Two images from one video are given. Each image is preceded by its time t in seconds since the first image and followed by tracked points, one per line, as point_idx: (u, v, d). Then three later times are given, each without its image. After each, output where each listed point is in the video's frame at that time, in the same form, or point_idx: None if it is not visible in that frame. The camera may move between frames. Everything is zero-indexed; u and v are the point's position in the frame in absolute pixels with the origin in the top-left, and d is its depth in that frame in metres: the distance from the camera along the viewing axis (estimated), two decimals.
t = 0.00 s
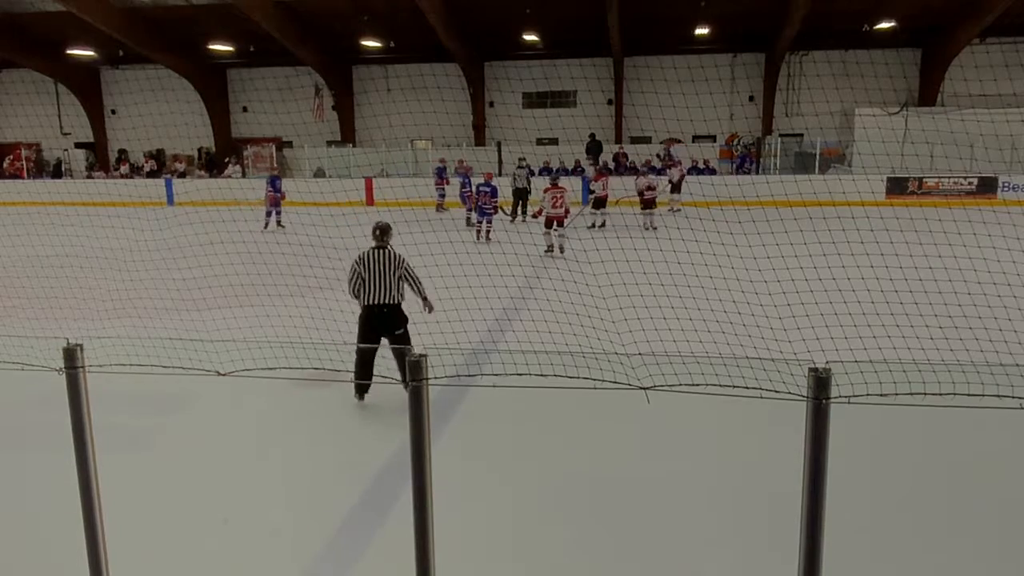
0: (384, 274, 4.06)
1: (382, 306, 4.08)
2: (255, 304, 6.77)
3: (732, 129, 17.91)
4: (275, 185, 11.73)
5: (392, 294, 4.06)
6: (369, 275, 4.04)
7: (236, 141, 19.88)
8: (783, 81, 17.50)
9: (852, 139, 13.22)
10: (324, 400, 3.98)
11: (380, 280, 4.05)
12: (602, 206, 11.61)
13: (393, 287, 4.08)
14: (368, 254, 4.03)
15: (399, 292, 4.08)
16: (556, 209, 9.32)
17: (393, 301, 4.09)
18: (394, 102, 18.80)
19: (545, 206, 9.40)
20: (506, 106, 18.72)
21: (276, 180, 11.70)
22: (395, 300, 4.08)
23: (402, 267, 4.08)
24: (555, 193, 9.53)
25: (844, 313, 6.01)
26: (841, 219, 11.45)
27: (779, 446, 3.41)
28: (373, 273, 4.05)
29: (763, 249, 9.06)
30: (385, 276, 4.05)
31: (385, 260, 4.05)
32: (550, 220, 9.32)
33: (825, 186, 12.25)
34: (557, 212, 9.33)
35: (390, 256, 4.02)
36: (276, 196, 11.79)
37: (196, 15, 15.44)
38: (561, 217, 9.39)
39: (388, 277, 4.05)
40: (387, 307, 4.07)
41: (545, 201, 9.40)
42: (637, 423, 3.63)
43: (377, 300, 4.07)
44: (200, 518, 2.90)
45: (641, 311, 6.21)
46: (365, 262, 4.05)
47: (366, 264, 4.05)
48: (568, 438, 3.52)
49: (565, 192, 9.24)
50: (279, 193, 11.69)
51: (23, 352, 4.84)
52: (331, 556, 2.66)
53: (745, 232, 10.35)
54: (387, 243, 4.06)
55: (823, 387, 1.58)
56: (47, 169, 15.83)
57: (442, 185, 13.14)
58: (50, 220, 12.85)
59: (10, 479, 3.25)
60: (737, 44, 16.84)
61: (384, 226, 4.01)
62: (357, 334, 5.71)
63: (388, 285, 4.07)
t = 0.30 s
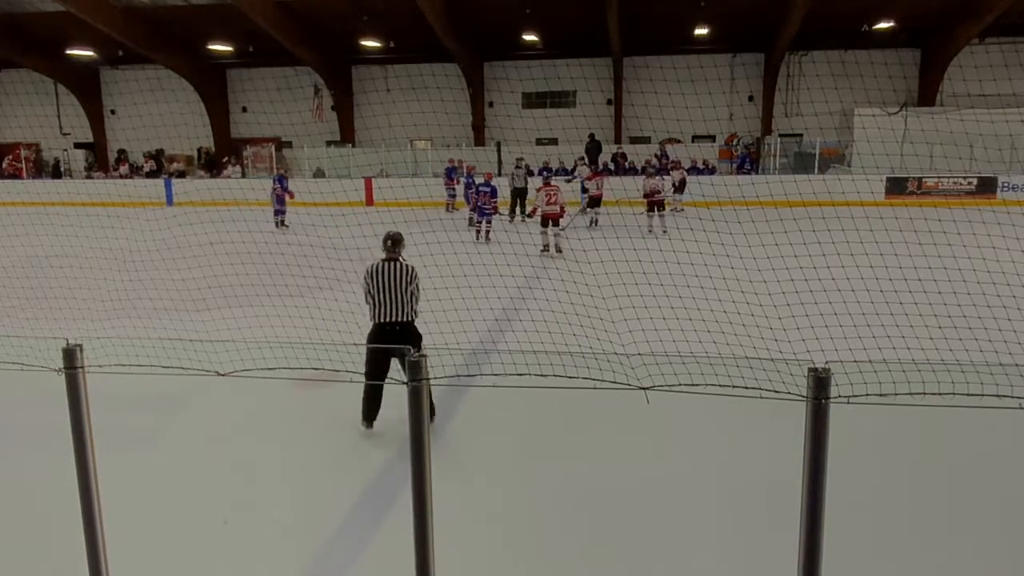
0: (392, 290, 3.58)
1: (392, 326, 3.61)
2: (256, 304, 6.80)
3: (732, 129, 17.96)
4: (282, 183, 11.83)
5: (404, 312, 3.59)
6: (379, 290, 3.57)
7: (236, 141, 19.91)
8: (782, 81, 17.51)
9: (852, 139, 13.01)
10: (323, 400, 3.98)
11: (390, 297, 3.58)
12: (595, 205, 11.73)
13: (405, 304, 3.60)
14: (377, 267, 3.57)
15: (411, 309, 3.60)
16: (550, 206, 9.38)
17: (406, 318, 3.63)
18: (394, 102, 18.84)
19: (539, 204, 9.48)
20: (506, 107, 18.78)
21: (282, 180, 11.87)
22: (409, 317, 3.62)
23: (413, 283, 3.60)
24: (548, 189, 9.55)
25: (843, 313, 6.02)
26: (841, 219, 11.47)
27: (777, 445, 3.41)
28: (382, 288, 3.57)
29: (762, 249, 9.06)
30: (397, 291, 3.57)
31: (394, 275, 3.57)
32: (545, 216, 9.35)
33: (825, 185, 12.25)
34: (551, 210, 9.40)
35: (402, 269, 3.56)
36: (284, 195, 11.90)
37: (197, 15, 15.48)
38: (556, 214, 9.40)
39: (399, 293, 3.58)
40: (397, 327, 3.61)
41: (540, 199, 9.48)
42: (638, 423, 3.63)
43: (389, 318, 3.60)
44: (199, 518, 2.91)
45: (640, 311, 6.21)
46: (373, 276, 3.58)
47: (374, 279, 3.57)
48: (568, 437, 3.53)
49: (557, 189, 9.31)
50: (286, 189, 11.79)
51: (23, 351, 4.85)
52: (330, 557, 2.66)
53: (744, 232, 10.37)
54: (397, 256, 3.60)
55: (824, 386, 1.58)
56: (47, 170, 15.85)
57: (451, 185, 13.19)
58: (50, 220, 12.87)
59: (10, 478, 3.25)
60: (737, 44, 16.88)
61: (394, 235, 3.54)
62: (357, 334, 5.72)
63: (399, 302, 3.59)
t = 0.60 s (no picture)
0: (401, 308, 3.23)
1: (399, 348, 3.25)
2: (255, 303, 6.80)
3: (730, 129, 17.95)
4: (286, 182, 11.88)
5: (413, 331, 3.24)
6: (386, 307, 3.23)
7: (235, 141, 19.88)
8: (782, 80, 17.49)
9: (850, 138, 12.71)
10: (321, 400, 3.97)
11: (399, 314, 3.22)
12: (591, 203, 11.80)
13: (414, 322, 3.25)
14: (385, 281, 3.23)
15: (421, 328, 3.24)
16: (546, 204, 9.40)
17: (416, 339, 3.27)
18: (393, 102, 18.81)
19: (534, 202, 9.54)
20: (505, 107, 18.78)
21: (287, 180, 11.90)
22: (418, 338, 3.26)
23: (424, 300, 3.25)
24: (540, 187, 9.61)
25: (844, 313, 6.01)
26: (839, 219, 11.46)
27: (778, 445, 3.41)
28: (389, 305, 3.22)
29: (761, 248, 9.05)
30: (405, 309, 3.22)
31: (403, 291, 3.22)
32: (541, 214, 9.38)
33: (824, 185, 12.23)
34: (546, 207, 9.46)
35: (410, 285, 3.21)
36: (288, 194, 11.94)
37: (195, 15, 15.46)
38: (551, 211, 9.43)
39: (408, 311, 3.22)
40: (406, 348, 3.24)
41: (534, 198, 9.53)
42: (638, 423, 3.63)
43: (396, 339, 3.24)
44: (197, 518, 2.91)
45: (639, 311, 6.20)
46: (380, 292, 3.24)
47: (382, 295, 3.23)
48: (568, 438, 3.52)
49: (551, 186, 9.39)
50: (290, 188, 11.81)
51: (23, 351, 4.84)
52: (328, 558, 2.66)
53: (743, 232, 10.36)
54: (407, 270, 3.26)
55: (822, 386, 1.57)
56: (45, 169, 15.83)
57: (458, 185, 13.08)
58: (48, 220, 12.86)
59: (9, 479, 3.25)
60: (736, 44, 16.87)
61: (403, 247, 3.20)
62: (356, 334, 5.71)
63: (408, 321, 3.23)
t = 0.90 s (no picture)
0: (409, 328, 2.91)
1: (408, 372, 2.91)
2: (252, 303, 6.79)
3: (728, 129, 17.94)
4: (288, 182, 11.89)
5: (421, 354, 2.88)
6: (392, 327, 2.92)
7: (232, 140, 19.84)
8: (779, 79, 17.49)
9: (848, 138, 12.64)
10: (319, 400, 3.96)
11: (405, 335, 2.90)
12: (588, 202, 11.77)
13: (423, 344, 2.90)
14: (391, 298, 2.93)
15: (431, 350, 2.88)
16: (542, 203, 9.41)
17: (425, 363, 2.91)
18: (390, 101, 18.79)
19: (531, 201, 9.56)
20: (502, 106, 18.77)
21: (288, 180, 11.90)
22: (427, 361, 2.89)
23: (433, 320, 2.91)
24: (538, 186, 9.64)
25: (841, 312, 6.02)
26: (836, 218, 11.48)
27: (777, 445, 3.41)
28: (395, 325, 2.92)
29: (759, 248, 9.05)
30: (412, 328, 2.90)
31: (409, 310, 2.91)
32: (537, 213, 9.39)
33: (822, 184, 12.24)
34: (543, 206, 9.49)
35: (416, 302, 2.90)
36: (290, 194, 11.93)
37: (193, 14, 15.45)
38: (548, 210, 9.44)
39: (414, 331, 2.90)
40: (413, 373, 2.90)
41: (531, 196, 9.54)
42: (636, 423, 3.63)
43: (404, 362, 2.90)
44: (195, 518, 2.90)
45: (637, 310, 6.19)
46: (387, 311, 2.94)
47: (388, 315, 2.94)
48: (566, 438, 3.52)
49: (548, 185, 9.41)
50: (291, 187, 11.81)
51: (20, 351, 4.83)
52: (326, 558, 2.65)
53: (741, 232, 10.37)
54: (416, 286, 2.94)
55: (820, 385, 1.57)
56: (42, 169, 15.81)
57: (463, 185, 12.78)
58: (45, 219, 12.84)
59: (7, 479, 3.24)
60: (734, 43, 16.87)
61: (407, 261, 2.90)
62: (354, 333, 5.70)
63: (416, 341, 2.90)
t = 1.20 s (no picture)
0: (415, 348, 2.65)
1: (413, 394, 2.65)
2: (249, 302, 6.78)
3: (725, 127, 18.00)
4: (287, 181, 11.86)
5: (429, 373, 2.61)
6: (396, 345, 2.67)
7: (229, 139, 19.84)
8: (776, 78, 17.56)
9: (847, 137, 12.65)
10: (316, 399, 3.96)
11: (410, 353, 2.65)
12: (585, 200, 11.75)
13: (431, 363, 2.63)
14: (395, 317, 2.70)
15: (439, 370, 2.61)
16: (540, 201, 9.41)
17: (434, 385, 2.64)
18: (387, 99, 18.81)
19: (528, 198, 9.57)
20: (499, 105, 18.80)
21: (288, 179, 11.84)
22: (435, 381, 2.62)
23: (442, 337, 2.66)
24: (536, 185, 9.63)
25: (838, 311, 6.01)
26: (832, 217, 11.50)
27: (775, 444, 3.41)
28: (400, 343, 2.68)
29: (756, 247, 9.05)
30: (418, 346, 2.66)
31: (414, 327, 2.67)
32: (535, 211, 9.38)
33: (818, 183, 12.27)
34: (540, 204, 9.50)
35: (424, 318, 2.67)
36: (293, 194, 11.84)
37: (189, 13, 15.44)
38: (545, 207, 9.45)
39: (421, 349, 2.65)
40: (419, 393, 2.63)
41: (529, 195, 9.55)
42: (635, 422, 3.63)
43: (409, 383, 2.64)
44: (192, 518, 2.90)
45: (634, 310, 6.18)
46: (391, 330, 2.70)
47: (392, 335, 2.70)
48: (564, 437, 3.52)
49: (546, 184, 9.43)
50: (292, 186, 11.79)
51: (16, 351, 4.81)
52: (323, 558, 2.64)
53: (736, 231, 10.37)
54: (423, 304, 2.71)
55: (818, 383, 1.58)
56: (39, 168, 15.80)
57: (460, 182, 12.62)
58: (42, 218, 12.82)
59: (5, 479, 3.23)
60: (730, 42, 16.92)
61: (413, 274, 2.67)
62: (351, 331, 5.70)
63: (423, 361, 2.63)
